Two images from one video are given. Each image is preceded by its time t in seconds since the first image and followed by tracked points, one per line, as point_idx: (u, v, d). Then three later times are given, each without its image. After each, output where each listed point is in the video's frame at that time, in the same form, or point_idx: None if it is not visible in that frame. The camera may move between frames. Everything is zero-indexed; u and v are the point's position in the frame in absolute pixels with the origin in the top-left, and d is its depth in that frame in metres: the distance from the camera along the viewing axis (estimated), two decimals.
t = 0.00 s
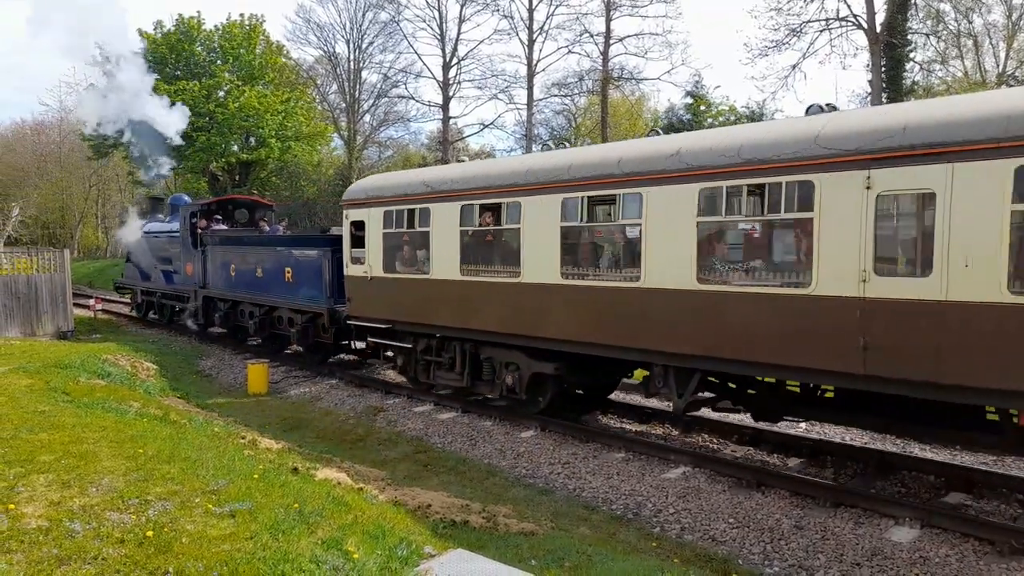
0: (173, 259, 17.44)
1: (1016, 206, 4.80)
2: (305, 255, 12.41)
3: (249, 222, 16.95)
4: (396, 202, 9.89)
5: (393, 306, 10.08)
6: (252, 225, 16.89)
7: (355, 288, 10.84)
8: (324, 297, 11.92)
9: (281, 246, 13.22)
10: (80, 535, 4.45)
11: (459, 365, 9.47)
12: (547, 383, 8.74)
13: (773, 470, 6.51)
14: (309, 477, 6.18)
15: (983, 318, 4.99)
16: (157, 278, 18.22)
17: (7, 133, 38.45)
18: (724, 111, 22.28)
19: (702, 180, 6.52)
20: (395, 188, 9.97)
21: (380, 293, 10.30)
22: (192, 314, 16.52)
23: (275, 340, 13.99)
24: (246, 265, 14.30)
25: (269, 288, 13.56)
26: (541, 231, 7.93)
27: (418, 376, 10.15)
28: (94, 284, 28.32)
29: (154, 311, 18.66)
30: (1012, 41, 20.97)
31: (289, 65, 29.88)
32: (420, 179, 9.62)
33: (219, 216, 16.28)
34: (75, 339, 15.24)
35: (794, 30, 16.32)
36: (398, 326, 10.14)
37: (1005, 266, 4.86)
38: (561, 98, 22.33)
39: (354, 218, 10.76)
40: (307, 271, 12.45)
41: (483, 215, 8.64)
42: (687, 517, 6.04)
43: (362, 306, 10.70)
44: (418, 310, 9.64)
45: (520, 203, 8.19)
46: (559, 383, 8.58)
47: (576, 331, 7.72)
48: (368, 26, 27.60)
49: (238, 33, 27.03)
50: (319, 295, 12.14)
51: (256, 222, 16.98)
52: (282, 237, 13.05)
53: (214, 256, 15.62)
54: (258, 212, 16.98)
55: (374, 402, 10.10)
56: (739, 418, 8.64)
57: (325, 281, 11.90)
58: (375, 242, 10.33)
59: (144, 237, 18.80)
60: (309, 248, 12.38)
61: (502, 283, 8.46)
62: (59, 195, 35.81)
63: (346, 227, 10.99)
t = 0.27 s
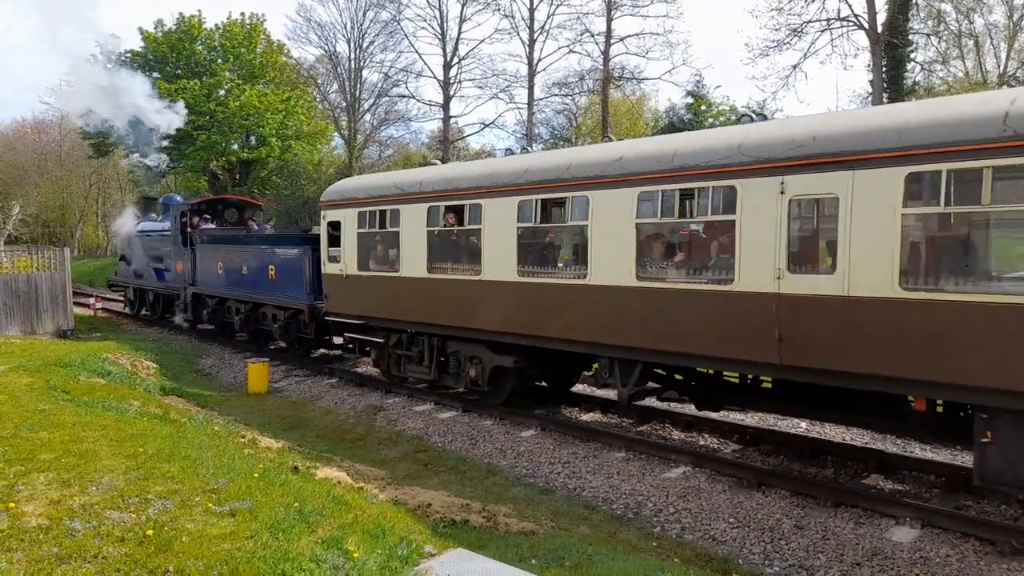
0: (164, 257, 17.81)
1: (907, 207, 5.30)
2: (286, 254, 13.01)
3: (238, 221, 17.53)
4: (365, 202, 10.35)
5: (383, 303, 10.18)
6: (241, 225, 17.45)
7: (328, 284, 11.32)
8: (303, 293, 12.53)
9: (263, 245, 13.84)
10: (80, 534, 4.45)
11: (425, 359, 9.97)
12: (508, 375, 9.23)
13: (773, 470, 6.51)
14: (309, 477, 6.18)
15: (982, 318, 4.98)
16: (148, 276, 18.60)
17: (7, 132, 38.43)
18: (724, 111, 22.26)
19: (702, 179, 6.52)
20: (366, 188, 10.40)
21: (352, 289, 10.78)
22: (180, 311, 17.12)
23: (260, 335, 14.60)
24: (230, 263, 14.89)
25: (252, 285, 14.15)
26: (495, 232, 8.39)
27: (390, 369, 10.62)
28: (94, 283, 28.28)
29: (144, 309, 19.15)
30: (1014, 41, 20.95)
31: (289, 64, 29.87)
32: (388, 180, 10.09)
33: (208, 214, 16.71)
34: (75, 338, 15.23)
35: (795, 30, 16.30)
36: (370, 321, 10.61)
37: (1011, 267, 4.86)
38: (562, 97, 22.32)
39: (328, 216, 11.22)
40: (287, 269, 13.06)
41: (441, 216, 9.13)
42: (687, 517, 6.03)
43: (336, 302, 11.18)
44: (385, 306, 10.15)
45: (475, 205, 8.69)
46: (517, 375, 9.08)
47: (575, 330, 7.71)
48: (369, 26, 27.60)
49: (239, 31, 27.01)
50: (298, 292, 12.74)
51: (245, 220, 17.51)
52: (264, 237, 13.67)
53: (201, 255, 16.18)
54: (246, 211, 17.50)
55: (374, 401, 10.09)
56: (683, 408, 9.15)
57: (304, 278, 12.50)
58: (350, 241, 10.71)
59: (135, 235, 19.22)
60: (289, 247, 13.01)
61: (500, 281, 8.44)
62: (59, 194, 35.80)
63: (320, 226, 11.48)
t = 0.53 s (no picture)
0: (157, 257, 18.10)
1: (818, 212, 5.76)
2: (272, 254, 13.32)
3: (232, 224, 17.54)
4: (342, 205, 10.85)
5: (375, 302, 10.37)
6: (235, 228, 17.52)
7: (314, 284, 11.73)
8: (287, 293, 12.90)
9: (250, 245, 14.24)
10: (82, 535, 4.46)
11: (398, 355, 10.44)
12: (474, 369, 9.70)
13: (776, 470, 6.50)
14: (311, 478, 6.18)
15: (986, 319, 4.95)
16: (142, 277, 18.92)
17: (10, 134, 38.48)
18: (725, 110, 22.25)
19: (701, 179, 6.51)
20: (354, 191, 10.75)
21: (332, 289, 11.27)
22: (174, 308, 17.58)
23: (249, 333, 15.03)
24: (220, 263, 15.26)
25: (240, 284, 14.52)
26: (460, 231, 8.90)
27: (366, 365, 11.09)
28: (97, 284, 28.31)
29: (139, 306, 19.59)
30: (1016, 39, 20.91)
31: (290, 65, 29.92)
32: (364, 186, 10.61)
33: (201, 217, 16.88)
34: (77, 340, 15.24)
35: (796, 29, 16.30)
36: (350, 318, 11.04)
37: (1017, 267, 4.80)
38: (563, 97, 22.32)
39: (309, 218, 11.78)
40: (272, 269, 13.43)
41: (411, 217, 9.63)
42: (690, 517, 6.02)
43: (317, 300, 11.65)
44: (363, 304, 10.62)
45: (439, 206, 9.19)
46: (482, 369, 9.54)
47: (577, 329, 7.71)
48: (370, 27, 27.64)
49: (240, 33, 27.05)
50: (283, 291, 13.13)
51: (237, 223, 17.61)
52: (251, 236, 14.01)
53: (193, 255, 16.52)
54: (238, 213, 17.62)
55: (375, 402, 10.09)
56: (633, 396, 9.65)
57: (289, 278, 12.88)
58: (330, 242, 11.24)
59: (129, 235, 19.51)
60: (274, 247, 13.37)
61: (503, 282, 8.44)
62: (61, 196, 35.87)
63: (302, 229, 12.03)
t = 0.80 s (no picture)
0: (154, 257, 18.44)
1: (740, 215, 6.21)
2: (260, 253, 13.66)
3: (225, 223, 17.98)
4: (321, 207, 11.18)
5: (362, 302, 10.55)
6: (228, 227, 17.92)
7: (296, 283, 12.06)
8: (273, 291, 13.22)
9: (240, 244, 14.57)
10: (87, 534, 4.47)
11: (376, 350, 10.87)
12: (446, 362, 10.17)
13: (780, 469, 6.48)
14: (315, 477, 6.19)
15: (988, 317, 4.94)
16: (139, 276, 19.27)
17: (15, 134, 38.57)
18: (729, 110, 22.23)
19: (701, 178, 6.48)
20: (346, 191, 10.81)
21: (311, 288, 11.64)
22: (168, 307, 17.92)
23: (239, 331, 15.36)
24: (212, 262, 15.62)
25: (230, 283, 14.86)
26: (431, 233, 9.22)
27: (347, 359, 11.53)
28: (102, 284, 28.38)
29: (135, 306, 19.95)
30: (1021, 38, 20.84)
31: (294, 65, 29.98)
32: (341, 188, 10.96)
33: (194, 217, 17.19)
34: (81, 339, 15.28)
35: (800, 28, 16.27)
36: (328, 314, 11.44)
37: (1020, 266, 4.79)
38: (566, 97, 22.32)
39: (292, 218, 12.08)
40: (261, 268, 13.77)
41: (384, 218, 10.00)
42: (694, 517, 6.02)
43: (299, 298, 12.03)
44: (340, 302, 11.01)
45: (409, 209, 9.58)
46: (454, 362, 10.00)
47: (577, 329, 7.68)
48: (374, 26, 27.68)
49: (244, 33, 27.10)
50: (271, 289, 13.46)
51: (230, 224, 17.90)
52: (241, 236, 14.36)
53: (186, 255, 16.84)
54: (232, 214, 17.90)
55: (379, 402, 10.10)
56: (589, 386, 10.18)
57: (275, 277, 13.20)
58: (310, 241, 11.54)
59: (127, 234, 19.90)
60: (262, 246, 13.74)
61: (502, 281, 8.40)
62: (66, 196, 35.97)
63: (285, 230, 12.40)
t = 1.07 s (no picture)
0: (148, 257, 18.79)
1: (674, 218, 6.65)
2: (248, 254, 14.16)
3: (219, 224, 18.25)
4: (302, 208, 11.55)
5: (350, 301, 10.73)
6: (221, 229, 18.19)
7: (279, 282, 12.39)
8: (262, 290, 13.66)
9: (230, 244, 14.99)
10: (90, 535, 4.48)
11: (353, 348, 11.28)
12: (420, 358, 10.59)
13: (782, 471, 6.47)
14: (317, 477, 6.20)
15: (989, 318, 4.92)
16: (134, 276, 19.59)
17: (18, 134, 38.63)
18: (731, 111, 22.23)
19: (698, 179, 6.46)
20: (341, 192, 10.79)
21: (293, 287, 12.02)
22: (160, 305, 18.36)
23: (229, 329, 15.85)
24: (203, 261, 16.04)
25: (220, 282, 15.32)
26: (404, 235, 9.62)
27: (327, 355, 11.91)
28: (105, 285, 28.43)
29: (126, 304, 20.33)
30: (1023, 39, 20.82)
31: (296, 66, 30.05)
32: (320, 191, 11.34)
33: (188, 219, 17.52)
34: (84, 340, 15.30)
35: (802, 29, 16.25)
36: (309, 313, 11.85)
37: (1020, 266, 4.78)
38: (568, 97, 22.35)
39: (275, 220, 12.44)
40: (250, 267, 14.20)
41: (360, 220, 10.40)
42: (696, 518, 6.02)
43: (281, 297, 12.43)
44: (319, 300, 11.41)
45: (383, 211, 9.98)
46: (425, 359, 10.43)
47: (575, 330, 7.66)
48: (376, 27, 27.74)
49: (246, 33, 27.17)
50: (258, 288, 13.90)
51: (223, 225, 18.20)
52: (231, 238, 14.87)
53: (179, 255, 17.30)
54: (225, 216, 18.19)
55: (381, 402, 10.11)
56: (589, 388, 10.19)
57: (262, 276, 13.63)
58: (292, 243, 11.91)
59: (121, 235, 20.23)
60: (250, 247, 14.25)
61: (500, 282, 8.38)
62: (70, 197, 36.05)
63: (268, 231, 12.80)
